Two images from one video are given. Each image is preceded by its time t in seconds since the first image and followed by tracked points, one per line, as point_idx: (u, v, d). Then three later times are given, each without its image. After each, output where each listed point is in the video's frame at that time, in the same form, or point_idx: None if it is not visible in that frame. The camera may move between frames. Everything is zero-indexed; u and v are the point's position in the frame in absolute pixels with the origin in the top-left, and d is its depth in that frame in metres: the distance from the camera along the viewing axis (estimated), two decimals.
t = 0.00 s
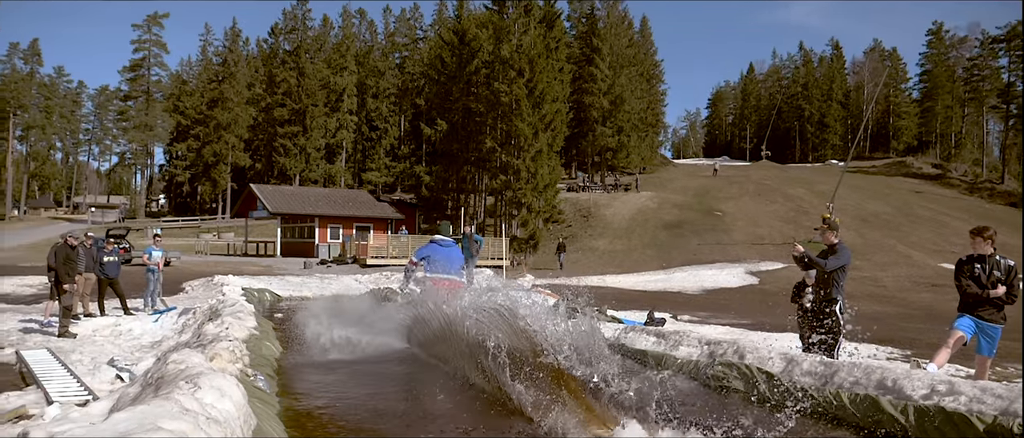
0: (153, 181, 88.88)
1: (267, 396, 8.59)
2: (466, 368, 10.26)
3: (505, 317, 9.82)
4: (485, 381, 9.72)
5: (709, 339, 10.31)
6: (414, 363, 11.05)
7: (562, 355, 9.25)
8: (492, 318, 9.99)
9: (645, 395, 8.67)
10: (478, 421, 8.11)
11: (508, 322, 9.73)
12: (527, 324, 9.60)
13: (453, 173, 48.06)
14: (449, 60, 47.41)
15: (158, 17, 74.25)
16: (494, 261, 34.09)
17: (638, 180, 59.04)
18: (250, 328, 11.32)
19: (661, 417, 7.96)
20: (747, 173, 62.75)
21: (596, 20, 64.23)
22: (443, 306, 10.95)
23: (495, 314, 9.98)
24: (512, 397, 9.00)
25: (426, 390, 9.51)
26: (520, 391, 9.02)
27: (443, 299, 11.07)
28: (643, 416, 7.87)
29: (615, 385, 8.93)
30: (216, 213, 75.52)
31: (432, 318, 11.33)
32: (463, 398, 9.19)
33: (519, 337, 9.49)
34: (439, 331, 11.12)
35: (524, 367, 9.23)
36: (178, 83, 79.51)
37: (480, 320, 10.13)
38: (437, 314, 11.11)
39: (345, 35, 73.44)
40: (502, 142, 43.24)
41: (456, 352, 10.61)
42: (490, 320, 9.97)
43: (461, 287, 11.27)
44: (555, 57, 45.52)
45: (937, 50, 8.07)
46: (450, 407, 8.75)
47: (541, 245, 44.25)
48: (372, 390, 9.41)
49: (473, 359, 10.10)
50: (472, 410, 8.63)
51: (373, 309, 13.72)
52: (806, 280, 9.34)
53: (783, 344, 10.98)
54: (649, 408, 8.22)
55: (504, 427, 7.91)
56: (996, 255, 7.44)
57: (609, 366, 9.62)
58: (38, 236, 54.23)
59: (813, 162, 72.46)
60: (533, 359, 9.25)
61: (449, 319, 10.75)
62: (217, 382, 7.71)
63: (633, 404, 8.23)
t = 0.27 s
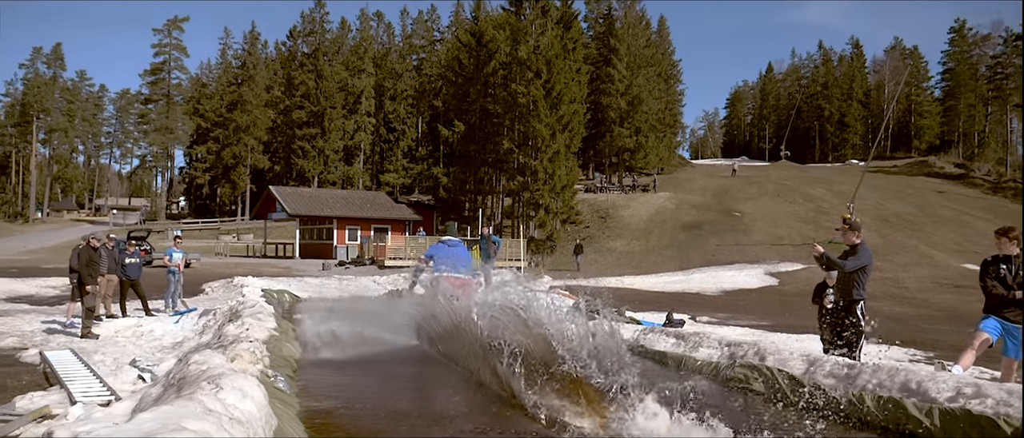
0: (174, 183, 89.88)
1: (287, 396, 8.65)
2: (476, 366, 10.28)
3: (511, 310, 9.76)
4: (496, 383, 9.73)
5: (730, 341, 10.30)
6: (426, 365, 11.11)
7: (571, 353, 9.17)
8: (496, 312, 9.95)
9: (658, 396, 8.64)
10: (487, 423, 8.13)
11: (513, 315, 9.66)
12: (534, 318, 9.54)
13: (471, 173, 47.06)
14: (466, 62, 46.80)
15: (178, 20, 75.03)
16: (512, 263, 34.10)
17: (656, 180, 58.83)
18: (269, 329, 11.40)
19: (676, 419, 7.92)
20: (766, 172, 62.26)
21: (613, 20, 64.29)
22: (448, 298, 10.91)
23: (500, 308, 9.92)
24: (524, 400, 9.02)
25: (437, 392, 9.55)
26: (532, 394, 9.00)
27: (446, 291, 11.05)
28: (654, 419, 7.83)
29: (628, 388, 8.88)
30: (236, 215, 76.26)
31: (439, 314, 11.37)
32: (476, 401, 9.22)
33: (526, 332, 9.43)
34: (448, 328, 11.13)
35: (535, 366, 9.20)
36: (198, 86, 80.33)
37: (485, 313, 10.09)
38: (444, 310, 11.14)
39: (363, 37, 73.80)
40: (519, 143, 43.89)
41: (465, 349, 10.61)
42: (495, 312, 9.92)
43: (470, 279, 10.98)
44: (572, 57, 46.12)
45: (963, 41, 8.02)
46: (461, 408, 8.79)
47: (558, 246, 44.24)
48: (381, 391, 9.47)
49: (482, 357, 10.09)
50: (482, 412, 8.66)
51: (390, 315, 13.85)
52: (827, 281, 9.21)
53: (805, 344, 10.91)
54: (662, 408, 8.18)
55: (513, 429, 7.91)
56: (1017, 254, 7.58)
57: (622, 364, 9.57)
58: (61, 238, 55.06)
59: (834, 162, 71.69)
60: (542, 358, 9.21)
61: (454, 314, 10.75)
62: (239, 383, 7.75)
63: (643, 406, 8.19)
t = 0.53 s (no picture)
0: (191, 185, 90.58)
1: (305, 397, 8.70)
2: (482, 365, 10.30)
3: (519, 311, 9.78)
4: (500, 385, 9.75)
5: (748, 342, 10.27)
6: (433, 363, 11.16)
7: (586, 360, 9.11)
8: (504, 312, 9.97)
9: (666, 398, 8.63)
10: (496, 423, 8.16)
11: (521, 316, 9.68)
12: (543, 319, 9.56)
13: (487, 174, 47.63)
14: (481, 63, 47.13)
15: (195, 24, 75.54)
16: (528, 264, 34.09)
17: (672, 181, 58.59)
18: (287, 330, 11.47)
19: (685, 419, 7.89)
20: (783, 172, 61.83)
21: (629, 20, 64.05)
22: (456, 295, 10.97)
23: (510, 309, 9.92)
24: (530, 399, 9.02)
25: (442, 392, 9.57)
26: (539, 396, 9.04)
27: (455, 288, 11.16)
28: (663, 421, 7.83)
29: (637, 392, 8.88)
30: (253, 216, 76.84)
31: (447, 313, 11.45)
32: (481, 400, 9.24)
33: (535, 333, 9.46)
34: (456, 327, 11.14)
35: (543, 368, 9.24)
36: (215, 89, 80.89)
37: (491, 313, 10.11)
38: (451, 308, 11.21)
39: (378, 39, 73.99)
40: (535, 144, 43.58)
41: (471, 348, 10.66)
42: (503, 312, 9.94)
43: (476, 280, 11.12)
44: (587, 58, 45.94)
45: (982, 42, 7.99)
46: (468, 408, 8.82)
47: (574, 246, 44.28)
48: (389, 390, 9.52)
49: (488, 358, 10.11)
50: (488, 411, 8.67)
51: (403, 317, 14.00)
52: (848, 283, 9.23)
53: (825, 347, 10.83)
54: (670, 410, 8.17)
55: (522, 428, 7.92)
56: None
57: (633, 368, 9.56)
58: (82, 240, 55.71)
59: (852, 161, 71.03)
60: (550, 361, 9.24)
61: (461, 312, 10.80)
62: (258, 383, 7.79)
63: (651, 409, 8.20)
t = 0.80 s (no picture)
0: (207, 186, 91.19)
1: (321, 396, 8.74)
2: (491, 365, 10.34)
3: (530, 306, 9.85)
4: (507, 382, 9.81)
5: (765, 342, 10.24)
6: (440, 360, 11.23)
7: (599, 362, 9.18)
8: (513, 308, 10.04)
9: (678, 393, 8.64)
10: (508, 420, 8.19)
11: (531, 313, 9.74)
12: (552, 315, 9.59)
13: (501, 175, 47.25)
14: (495, 64, 46.52)
15: (211, 26, 75.95)
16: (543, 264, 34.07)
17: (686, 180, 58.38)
18: (302, 331, 11.55)
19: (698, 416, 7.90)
20: (799, 171, 61.48)
21: (643, 19, 63.69)
22: (466, 295, 11.02)
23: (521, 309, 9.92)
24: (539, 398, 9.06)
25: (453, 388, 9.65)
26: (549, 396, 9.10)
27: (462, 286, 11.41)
28: (676, 418, 7.84)
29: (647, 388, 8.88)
30: (269, 217, 77.37)
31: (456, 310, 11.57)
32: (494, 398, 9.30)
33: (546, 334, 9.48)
34: (466, 326, 11.15)
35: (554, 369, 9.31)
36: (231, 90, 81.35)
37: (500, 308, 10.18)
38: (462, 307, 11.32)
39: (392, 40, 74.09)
40: (549, 144, 43.81)
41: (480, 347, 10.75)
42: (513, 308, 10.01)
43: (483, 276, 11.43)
44: (601, 58, 46.02)
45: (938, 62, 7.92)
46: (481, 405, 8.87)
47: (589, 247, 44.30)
48: (401, 388, 9.59)
49: (499, 358, 10.11)
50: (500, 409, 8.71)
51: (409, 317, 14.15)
52: (866, 283, 9.22)
53: (843, 347, 10.77)
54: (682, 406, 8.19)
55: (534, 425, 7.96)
56: None
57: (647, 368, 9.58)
58: (99, 241, 56.25)
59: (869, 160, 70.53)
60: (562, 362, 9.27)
61: (470, 312, 10.85)
62: (275, 384, 7.84)
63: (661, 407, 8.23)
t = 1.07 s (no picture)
0: (221, 188, 91.63)
1: (335, 397, 8.78)
2: (496, 365, 10.35)
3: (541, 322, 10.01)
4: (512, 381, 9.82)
5: (780, 343, 10.21)
6: (446, 360, 11.26)
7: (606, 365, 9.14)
8: (524, 321, 10.19)
9: (687, 392, 8.64)
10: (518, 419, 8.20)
11: (542, 328, 9.91)
12: (562, 336, 9.79)
13: (514, 175, 47.04)
14: (507, 64, 46.72)
15: (225, 28, 76.35)
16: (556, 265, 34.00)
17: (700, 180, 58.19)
18: (317, 331, 11.62)
19: (710, 416, 7.88)
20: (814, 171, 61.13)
21: (656, 19, 63.44)
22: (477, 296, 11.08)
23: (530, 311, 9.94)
24: (543, 398, 9.07)
25: (458, 388, 9.67)
26: (554, 394, 9.10)
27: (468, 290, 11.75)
28: (687, 418, 7.84)
29: (655, 382, 8.88)
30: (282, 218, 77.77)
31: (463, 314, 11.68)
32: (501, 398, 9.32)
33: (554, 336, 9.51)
34: (474, 326, 11.19)
35: (562, 368, 9.34)
36: (245, 92, 81.71)
37: (510, 317, 10.32)
38: (469, 309, 11.41)
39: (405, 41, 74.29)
40: (562, 144, 43.90)
41: (485, 349, 10.80)
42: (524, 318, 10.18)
43: (486, 277, 12.11)
44: (614, 58, 45.97)
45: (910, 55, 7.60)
46: (489, 405, 8.88)
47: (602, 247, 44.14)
48: (411, 388, 9.63)
49: (504, 358, 10.13)
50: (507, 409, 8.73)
51: (417, 316, 14.18)
52: (882, 283, 9.08)
53: (859, 348, 10.72)
54: (694, 405, 8.18)
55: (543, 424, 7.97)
56: None
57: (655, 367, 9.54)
58: (115, 242, 56.72)
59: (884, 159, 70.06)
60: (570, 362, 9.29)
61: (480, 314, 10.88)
62: (290, 384, 7.86)
63: (672, 405, 8.22)
